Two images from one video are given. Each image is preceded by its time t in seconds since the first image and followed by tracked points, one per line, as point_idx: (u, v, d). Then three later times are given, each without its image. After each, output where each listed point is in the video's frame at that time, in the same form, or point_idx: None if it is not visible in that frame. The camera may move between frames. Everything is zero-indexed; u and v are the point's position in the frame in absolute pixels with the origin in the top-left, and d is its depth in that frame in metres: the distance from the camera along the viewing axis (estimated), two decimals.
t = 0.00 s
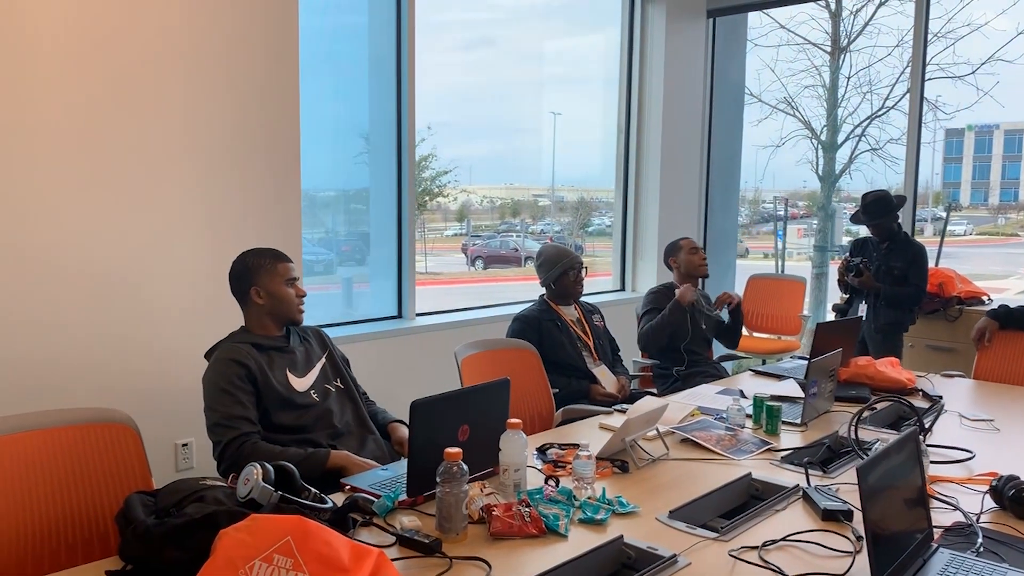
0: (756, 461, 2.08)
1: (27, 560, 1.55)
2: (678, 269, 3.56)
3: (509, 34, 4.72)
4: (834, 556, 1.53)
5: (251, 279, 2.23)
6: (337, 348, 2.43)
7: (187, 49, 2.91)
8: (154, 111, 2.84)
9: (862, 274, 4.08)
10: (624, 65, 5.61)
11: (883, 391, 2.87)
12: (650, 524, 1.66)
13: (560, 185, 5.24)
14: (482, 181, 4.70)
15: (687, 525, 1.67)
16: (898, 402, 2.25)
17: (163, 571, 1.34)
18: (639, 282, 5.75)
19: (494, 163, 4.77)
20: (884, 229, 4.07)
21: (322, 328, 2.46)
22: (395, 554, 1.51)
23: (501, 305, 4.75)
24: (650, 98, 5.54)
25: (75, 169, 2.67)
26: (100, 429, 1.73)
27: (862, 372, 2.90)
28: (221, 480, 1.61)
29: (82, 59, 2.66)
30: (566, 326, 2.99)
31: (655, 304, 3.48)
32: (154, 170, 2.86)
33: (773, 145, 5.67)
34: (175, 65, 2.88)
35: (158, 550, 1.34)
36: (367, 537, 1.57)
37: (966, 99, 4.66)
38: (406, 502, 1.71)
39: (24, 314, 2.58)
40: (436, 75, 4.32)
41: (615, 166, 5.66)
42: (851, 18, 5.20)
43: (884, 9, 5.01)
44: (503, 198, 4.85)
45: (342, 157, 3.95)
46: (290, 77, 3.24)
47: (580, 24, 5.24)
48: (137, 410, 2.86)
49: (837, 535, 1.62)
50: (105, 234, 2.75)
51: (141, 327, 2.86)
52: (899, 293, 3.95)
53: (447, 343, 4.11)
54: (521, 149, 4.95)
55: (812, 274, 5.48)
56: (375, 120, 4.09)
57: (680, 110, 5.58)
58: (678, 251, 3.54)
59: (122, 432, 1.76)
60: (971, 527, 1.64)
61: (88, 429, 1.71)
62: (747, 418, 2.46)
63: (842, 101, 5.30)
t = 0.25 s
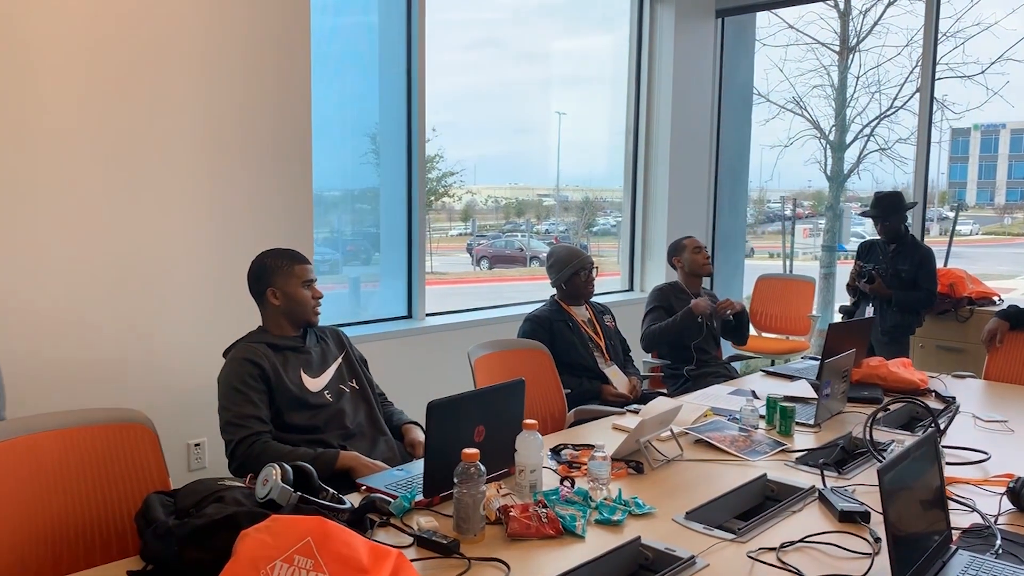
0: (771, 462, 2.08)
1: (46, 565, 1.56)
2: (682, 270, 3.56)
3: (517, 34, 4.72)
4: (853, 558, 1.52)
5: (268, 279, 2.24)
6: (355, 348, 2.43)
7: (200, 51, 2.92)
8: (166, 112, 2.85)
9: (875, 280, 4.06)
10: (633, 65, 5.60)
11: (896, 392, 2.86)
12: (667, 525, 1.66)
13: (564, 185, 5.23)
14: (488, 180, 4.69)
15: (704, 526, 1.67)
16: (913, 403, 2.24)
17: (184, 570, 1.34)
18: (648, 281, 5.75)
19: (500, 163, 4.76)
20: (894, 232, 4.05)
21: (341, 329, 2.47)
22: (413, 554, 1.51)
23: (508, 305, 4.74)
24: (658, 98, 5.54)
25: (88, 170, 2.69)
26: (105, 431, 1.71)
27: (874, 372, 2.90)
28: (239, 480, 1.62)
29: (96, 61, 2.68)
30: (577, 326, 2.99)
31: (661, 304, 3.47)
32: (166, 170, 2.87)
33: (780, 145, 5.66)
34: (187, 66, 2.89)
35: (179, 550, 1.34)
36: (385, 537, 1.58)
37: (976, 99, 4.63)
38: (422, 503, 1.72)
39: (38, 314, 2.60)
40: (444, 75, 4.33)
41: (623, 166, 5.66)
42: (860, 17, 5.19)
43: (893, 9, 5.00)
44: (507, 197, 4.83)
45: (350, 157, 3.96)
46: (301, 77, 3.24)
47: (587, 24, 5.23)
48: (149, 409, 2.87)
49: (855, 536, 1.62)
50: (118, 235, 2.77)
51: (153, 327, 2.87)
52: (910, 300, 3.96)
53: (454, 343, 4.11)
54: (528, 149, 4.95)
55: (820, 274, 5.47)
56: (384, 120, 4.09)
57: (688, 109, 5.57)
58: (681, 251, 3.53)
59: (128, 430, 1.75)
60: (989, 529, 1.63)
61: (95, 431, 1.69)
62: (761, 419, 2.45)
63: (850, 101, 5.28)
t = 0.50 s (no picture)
0: (776, 462, 2.07)
1: (48, 568, 1.55)
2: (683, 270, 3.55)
3: (519, 34, 4.72)
4: (860, 558, 1.51)
5: (277, 278, 2.24)
6: (364, 348, 2.42)
7: (202, 50, 2.91)
8: (168, 112, 2.85)
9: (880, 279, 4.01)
10: (635, 65, 5.60)
11: (901, 391, 2.85)
12: (673, 525, 1.65)
13: (566, 185, 5.21)
14: (489, 180, 4.67)
15: (709, 526, 1.66)
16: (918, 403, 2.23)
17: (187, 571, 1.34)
18: (650, 281, 5.74)
19: (502, 163, 4.75)
20: (898, 228, 4.05)
21: (352, 329, 2.45)
22: (418, 554, 1.50)
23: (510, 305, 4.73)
24: (660, 97, 5.54)
25: (91, 170, 2.68)
26: (94, 430, 1.69)
27: (879, 372, 2.89)
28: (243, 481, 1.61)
29: (98, 61, 2.67)
30: (581, 326, 2.98)
31: (661, 304, 3.46)
32: (168, 170, 2.86)
33: (783, 144, 5.65)
34: (189, 65, 2.89)
35: (182, 550, 1.34)
36: (389, 538, 1.57)
37: (979, 98, 4.62)
38: (427, 503, 1.71)
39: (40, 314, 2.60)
40: (446, 75, 4.32)
41: (626, 166, 5.65)
42: (862, 16, 5.18)
43: (896, 7, 4.99)
44: (509, 197, 4.82)
45: (352, 157, 3.95)
46: (304, 77, 3.23)
47: (589, 23, 5.22)
48: (153, 410, 2.87)
49: (862, 536, 1.61)
50: (120, 236, 2.76)
51: (156, 327, 2.87)
52: (915, 298, 3.93)
53: (457, 343, 4.10)
54: (530, 149, 4.94)
55: (823, 273, 5.46)
56: (386, 119, 4.09)
57: (690, 109, 5.56)
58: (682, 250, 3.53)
59: (117, 428, 1.72)
60: (997, 529, 1.62)
61: (83, 430, 1.67)
62: (765, 418, 2.44)
63: (853, 100, 5.27)
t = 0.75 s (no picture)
0: (777, 463, 2.05)
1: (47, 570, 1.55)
2: (684, 268, 3.53)
3: (520, 33, 4.70)
4: (861, 560, 1.50)
5: (281, 278, 2.24)
6: (368, 348, 2.40)
7: (200, 50, 2.90)
8: (166, 111, 2.83)
9: (886, 280, 3.95)
10: (636, 64, 5.58)
11: (903, 391, 2.83)
12: (672, 528, 1.63)
13: (568, 184, 5.20)
14: (490, 179, 4.65)
15: (710, 528, 1.65)
16: (921, 403, 2.21)
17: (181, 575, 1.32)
18: (651, 280, 5.73)
19: (503, 162, 4.73)
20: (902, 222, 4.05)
21: (360, 330, 2.43)
22: (415, 558, 1.49)
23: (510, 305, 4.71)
24: (661, 96, 5.52)
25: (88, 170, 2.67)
26: (85, 431, 1.66)
27: (881, 372, 2.87)
28: (239, 483, 1.60)
29: (95, 60, 2.66)
30: (581, 325, 2.96)
31: (662, 303, 3.44)
32: (167, 171, 2.85)
33: (785, 143, 5.63)
34: (187, 65, 2.87)
35: (176, 554, 1.32)
36: (386, 541, 1.56)
37: (982, 96, 4.60)
38: (424, 505, 1.69)
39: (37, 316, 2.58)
40: (447, 74, 4.30)
41: (627, 165, 5.64)
42: (864, 14, 5.16)
43: (898, 5, 4.97)
44: (511, 197, 4.80)
45: (353, 157, 3.94)
46: (303, 77, 3.22)
47: (591, 22, 5.20)
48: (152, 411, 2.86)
49: (864, 538, 1.59)
50: (118, 236, 2.75)
51: (155, 328, 2.85)
52: (922, 296, 3.91)
53: (457, 343, 4.09)
54: (531, 148, 4.92)
55: (825, 272, 5.44)
56: (387, 119, 4.07)
57: (692, 108, 5.55)
58: (683, 249, 3.51)
59: (108, 428, 1.70)
60: (1000, 530, 1.60)
61: (64, 432, 1.63)
62: (767, 419, 2.43)
63: (855, 98, 5.25)
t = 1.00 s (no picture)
0: (778, 463, 2.04)
1: (47, 569, 1.54)
2: (687, 267, 3.52)
3: (521, 32, 4.69)
4: (862, 562, 1.48)
5: (282, 277, 2.23)
6: (370, 348, 2.38)
7: (198, 48, 2.88)
8: (163, 109, 2.82)
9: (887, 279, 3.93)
10: (638, 63, 5.56)
11: (905, 391, 2.81)
12: (671, 529, 1.62)
13: (569, 185, 5.17)
14: (491, 179, 4.63)
15: (709, 529, 1.63)
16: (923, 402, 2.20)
17: None
18: (653, 280, 5.71)
19: (504, 162, 4.72)
20: (904, 220, 4.02)
21: (363, 330, 2.40)
22: (411, 559, 1.47)
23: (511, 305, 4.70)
24: (662, 96, 5.51)
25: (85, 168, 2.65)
26: (84, 430, 1.66)
27: (882, 372, 2.85)
28: (234, 484, 1.59)
29: (92, 59, 2.64)
30: (581, 325, 2.95)
31: (666, 302, 3.43)
32: (164, 170, 2.83)
33: (787, 142, 5.61)
34: (185, 64, 2.86)
35: (169, 556, 1.31)
36: (382, 542, 1.54)
37: (984, 95, 4.57)
38: (422, 506, 1.68)
39: (34, 316, 2.56)
40: (447, 73, 4.29)
41: (629, 165, 5.62)
42: (866, 13, 5.14)
43: (899, 4, 4.95)
44: (513, 197, 4.79)
45: (353, 157, 3.92)
46: (302, 75, 3.21)
47: (591, 21, 5.19)
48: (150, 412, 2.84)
49: (865, 540, 1.58)
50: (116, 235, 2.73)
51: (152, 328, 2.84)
52: (925, 295, 3.88)
53: (457, 343, 4.07)
54: (532, 148, 4.90)
55: (826, 272, 5.42)
56: (387, 119, 4.06)
57: (693, 108, 5.53)
58: (686, 248, 3.49)
59: (107, 427, 1.69)
60: (1003, 531, 1.59)
61: (45, 434, 1.59)
62: (767, 419, 2.41)
63: (857, 97, 5.23)
